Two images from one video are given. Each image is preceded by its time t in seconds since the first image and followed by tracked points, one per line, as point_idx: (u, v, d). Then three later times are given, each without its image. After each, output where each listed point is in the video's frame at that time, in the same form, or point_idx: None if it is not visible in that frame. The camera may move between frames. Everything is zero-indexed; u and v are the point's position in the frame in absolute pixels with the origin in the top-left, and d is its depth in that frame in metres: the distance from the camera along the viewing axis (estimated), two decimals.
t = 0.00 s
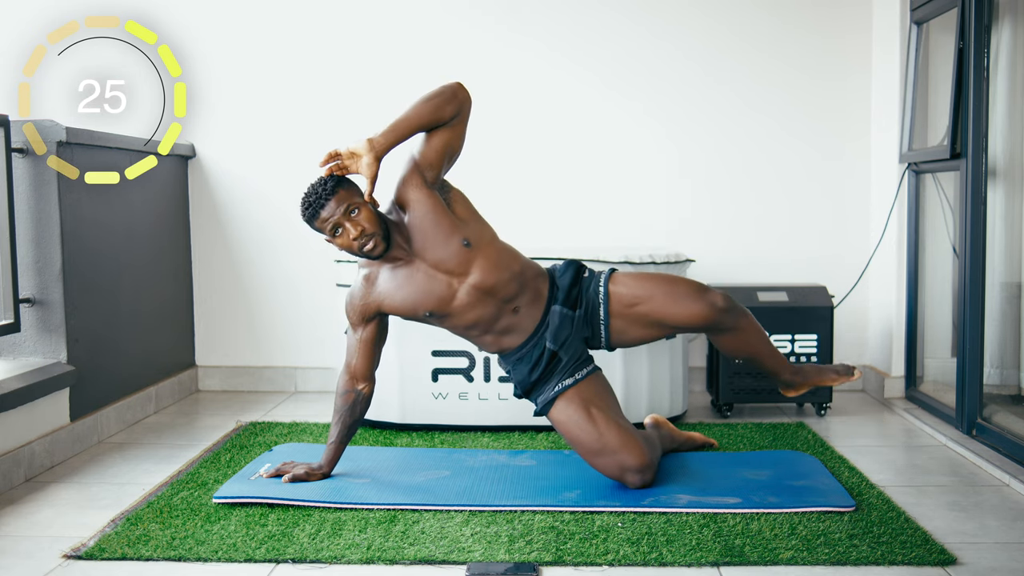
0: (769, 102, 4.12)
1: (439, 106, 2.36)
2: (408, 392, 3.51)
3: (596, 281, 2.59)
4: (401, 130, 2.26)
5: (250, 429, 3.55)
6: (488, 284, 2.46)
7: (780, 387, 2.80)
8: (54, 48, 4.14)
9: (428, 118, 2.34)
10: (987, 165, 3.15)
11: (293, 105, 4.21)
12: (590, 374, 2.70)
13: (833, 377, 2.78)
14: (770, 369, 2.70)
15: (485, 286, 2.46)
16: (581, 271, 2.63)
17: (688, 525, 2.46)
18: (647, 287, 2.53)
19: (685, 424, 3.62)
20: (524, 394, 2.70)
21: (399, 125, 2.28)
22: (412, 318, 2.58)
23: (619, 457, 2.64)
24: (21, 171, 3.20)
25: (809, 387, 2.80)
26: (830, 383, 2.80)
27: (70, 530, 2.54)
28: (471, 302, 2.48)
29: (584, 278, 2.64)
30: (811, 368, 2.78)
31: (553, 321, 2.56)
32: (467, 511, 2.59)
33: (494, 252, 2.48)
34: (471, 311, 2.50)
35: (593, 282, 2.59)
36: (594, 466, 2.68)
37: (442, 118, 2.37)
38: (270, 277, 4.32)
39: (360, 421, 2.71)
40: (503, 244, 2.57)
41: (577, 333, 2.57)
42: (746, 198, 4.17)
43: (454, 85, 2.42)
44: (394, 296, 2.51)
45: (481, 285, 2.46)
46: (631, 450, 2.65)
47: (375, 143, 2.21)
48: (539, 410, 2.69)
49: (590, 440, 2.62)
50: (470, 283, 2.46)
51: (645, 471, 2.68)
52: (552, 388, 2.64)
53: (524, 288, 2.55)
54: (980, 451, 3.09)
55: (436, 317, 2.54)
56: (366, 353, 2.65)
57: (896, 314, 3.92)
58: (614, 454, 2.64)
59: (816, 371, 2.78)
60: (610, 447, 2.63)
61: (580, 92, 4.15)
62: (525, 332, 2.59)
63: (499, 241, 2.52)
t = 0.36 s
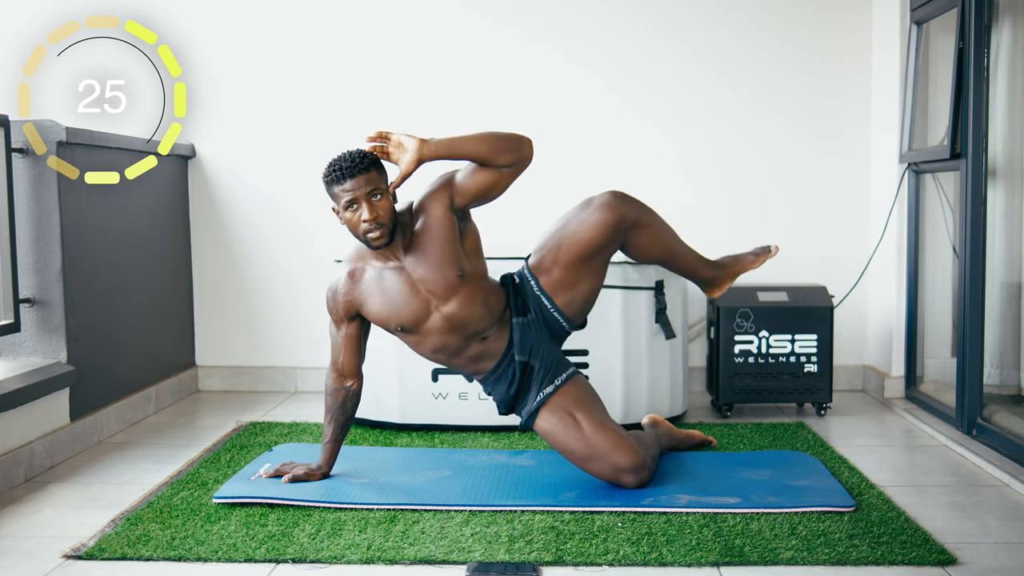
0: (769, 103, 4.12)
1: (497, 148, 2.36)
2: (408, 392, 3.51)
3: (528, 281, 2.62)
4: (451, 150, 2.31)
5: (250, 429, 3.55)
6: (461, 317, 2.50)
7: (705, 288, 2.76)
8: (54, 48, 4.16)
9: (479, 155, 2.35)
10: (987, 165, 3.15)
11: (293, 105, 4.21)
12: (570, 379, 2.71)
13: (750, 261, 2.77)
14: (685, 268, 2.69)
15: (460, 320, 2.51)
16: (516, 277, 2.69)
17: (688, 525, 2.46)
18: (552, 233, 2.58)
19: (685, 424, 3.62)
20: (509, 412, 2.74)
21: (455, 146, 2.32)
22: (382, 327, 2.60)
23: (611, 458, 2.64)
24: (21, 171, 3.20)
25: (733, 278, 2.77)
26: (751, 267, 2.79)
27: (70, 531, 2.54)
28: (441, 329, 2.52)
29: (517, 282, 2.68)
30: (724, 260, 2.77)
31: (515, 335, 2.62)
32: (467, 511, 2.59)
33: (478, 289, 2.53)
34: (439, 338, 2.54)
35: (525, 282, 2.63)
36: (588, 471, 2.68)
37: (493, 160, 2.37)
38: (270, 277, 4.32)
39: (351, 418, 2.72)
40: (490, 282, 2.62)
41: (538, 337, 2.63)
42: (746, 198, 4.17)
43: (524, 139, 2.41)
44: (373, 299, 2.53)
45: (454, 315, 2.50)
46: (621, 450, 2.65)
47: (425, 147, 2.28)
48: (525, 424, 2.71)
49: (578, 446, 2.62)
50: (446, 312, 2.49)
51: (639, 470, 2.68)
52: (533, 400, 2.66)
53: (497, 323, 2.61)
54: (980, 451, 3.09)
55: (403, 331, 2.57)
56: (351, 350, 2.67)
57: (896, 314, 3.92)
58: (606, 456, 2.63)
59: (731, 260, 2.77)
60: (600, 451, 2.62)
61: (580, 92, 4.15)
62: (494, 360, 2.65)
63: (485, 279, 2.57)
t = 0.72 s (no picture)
0: (769, 103, 4.12)
1: (509, 157, 2.33)
2: (408, 392, 3.51)
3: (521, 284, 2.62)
4: (464, 155, 2.28)
5: (250, 429, 3.55)
6: (462, 324, 2.52)
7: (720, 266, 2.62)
8: (54, 48, 4.17)
9: (490, 164, 2.32)
10: (987, 165, 3.15)
11: (294, 105, 4.21)
12: (568, 380, 2.72)
13: (757, 231, 2.61)
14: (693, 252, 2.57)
15: (460, 326, 2.52)
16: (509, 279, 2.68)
17: (688, 525, 2.46)
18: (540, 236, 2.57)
19: (684, 424, 3.62)
20: (509, 413, 2.76)
21: (468, 154, 2.28)
22: (383, 330, 2.60)
23: (609, 459, 2.64)
24: (21, 171, 3.20)
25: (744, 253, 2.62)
26: (760, 238, 2.62)
27: (70, 531, 2.54)
28: (442, 335, 2.53)
29: (512, 286, 2.67)
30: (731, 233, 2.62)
31: (513, 338, 2.63)
32: (467, 511, 2.59)
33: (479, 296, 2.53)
34: (439, 342, 2.55)
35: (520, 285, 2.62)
36: (588, 472, 2.68)
37: (504, 169, 2.34)
38: (270, 277, 4.32)
39: (351, 419, 2.72)
40: (493, 288, 2.62)
41: (535, 339, 2.63)
42: (746, 198, 4.17)
43: (537, 149, 2.37)
44: (376, 302, 2.53)
45: (455, 322, 2.51)
46: (620, 450, 2.65)
47: (437, 152, 2.23)
48: (525, 424, 2.73)
49: (576, 447, 2.63)
50: (447, 317, 2.50)
51: (638, 470, 2.68)
52: (531, 402, 2.67)
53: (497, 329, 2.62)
54: (980, 451, 3.09)
55: (404, 335, 2.58)
56: (352, 351, 2.66)
57: (896, 314, 3.92)
58: (604, 456, 2.63)
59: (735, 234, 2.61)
60: (598, 451, 2.63)
61: (580, 92, 4.15)
62: (494, 364, 2.67)
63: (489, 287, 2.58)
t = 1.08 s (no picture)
0: (769, 102, 4.12)
1: (453, 117, 2.30)
2: (408, 392, 3.51)
3: (588, 279, 2.57)
4: (410, 133, 2.24)
5: (250, 429, 3.55)
6: (482, 295, 2.47)
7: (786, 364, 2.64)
8: (54, 48, 4.17)
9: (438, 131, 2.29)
10: (987, 165, 3.15)
11: (294, 105, 4.21)
12: (590, 374, 2.70)
13: (840, 358, 2.58)
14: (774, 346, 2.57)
15: (480, 296, 2.47)
16: (574, 268, 2.64)
17: (688, 525, 2.46)
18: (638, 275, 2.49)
19: (685, 424, 3.62)
20: (525, 395, 2.72)
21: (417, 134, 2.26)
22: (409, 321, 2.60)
23: (618, 457, 2.65)
24: (21, 171, 3.20)
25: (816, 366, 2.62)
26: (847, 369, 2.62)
27: (70, 531, 2.54)
28: (466, 310, 2.50)
29: (575, 274, 2.63)
30: (816, 344, 2.61)
31: (550, 322, 2.59)
32: (467, 511, 2.59)
33: (492, 261, 2.47)
34: (466, 319, 2.52)
35: (585, 280, 2.58)
36: (594, 467, 2.69)
37: (453, 131, 2.31)
38: (270, 278, 4.32)
39: (360, 420, 2.72)
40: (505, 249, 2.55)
41: (573, 332, 2.59)
42: (746, 198, 4.17)
43: (475, 96, 2.35)
44: (391, 297, 2.53)
45: (476, 294, 2.47)
46: (631, 450, 2.65)
47: (384, 147, 2.23)
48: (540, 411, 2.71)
49: (589, 440, 2.63)
50: (465, 292, 2.46)
51: (645, 471, 2.68)
52: (551, 389, 2.65)
53: (521, 290, 2.55)
54: (980, 451, 3.09)
55: (431, 321, 2.56)
56: (366, 353, 2.66)
57: (896, 314, 3.92)
58: (614, 454, 2.64)
59: (823, 350, 2.60)
60: (610, 447, 2.63)
61: (580, 92, 4.15)
62: (523, 336, 2.62)
63: (499, 251, 2.51)
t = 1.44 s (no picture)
0: (769, 102, 4.12)
1: (397, 115, 2.30)
2: (408, 392, 3.51)
3: (627, 286, 2.65)
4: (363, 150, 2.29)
5: (250, 429, 3.55)
6: (502, 274, 2.45)
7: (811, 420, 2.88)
8: (54, 48, 4.16)
9: (388, 133, 2.30)
10: (987, 165, 3.15)
11: (293, 104, 4.21)
12: (604, 370, 2.68)
13: (862, 426, 2.81)
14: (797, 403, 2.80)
15: (500, 275, 2.45)
16: (614, 272, 2.67)
17: (688, 525, 2.46)
18: (666, 310, 2.64)
19: (685, 425, 3.62)
20: (535, 381, 2.68)
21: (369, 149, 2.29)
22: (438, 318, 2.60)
23: (624, 456, 2.64)
24: (21, 171, 3.20)
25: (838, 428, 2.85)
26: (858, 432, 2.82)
27: (70, 531, 2.54)
28: (491, 292, 2.48)
29: (613, 277, 2.67)
30: (841, 410, 2.83)
31: (575, 315, 2.57)
32: (467, 511, 2.59)
33: (501, 239, 2.46)
34: (494, 301, 2.50)
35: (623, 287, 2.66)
36: (598, 462, 2.69)
37: (403, 128, 2.31)
38: (270, 277, 4.32)
39: (369, 427, 2.69)
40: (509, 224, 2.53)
41: (596, 329, 2.59)
42: (746, 198, 4.17)
43: (410, 88, 2.34)
44: (416, 301, 2.55)
45: (496, 275, 2.45)
46: (637, 451, 2.65)
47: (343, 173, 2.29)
48: (549, 400, 2.68)
49: (597, 436, 2.63)
50: (485, 275, 2.45)
51: (648, 472, 2.68)
52: (565, 379, 2.64)
53: (535, 264, 2.52)
54: (980, 451, 3.09)
55: (462, 313, 2.56)
56: (384, 360, 2.65)
57: (896, 313, 3.92)
58: (620, 453, 2.64)
59: (848, 415, 2.82)
60: (617, 446, 2.63)
61: (580, 92, 4.15)
62: (547, 318, 2.58)
63: (504, 226, 2.49)
